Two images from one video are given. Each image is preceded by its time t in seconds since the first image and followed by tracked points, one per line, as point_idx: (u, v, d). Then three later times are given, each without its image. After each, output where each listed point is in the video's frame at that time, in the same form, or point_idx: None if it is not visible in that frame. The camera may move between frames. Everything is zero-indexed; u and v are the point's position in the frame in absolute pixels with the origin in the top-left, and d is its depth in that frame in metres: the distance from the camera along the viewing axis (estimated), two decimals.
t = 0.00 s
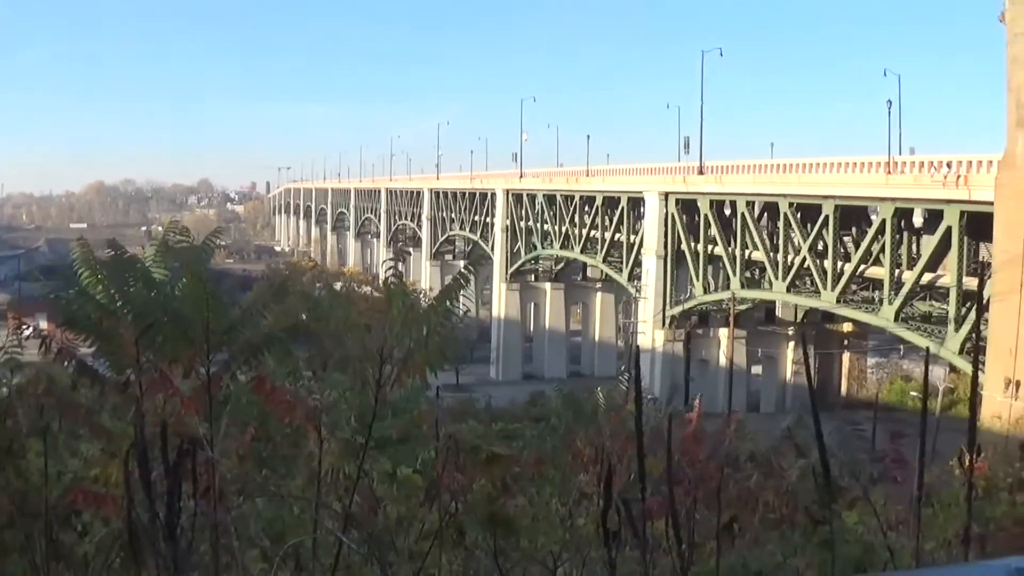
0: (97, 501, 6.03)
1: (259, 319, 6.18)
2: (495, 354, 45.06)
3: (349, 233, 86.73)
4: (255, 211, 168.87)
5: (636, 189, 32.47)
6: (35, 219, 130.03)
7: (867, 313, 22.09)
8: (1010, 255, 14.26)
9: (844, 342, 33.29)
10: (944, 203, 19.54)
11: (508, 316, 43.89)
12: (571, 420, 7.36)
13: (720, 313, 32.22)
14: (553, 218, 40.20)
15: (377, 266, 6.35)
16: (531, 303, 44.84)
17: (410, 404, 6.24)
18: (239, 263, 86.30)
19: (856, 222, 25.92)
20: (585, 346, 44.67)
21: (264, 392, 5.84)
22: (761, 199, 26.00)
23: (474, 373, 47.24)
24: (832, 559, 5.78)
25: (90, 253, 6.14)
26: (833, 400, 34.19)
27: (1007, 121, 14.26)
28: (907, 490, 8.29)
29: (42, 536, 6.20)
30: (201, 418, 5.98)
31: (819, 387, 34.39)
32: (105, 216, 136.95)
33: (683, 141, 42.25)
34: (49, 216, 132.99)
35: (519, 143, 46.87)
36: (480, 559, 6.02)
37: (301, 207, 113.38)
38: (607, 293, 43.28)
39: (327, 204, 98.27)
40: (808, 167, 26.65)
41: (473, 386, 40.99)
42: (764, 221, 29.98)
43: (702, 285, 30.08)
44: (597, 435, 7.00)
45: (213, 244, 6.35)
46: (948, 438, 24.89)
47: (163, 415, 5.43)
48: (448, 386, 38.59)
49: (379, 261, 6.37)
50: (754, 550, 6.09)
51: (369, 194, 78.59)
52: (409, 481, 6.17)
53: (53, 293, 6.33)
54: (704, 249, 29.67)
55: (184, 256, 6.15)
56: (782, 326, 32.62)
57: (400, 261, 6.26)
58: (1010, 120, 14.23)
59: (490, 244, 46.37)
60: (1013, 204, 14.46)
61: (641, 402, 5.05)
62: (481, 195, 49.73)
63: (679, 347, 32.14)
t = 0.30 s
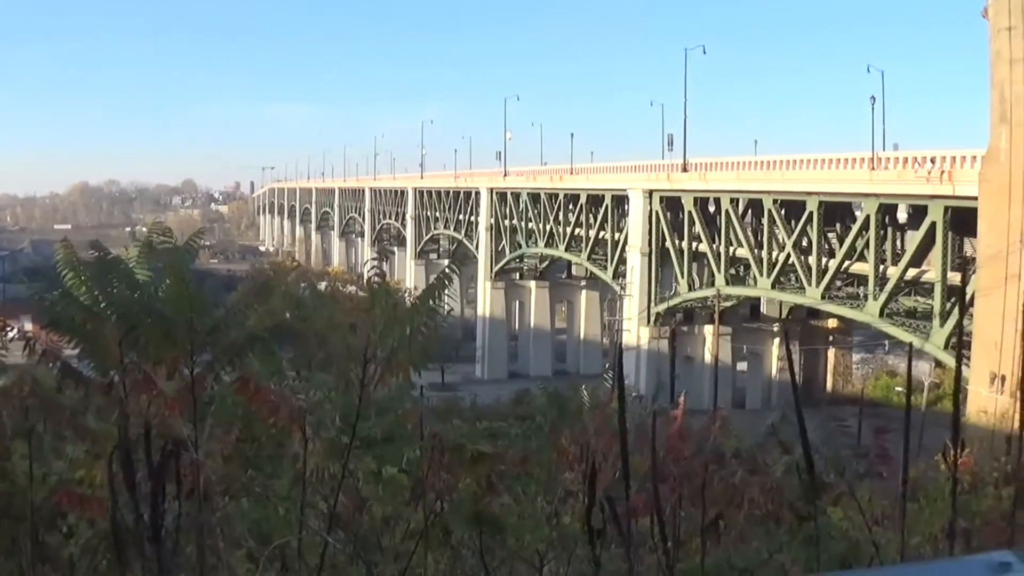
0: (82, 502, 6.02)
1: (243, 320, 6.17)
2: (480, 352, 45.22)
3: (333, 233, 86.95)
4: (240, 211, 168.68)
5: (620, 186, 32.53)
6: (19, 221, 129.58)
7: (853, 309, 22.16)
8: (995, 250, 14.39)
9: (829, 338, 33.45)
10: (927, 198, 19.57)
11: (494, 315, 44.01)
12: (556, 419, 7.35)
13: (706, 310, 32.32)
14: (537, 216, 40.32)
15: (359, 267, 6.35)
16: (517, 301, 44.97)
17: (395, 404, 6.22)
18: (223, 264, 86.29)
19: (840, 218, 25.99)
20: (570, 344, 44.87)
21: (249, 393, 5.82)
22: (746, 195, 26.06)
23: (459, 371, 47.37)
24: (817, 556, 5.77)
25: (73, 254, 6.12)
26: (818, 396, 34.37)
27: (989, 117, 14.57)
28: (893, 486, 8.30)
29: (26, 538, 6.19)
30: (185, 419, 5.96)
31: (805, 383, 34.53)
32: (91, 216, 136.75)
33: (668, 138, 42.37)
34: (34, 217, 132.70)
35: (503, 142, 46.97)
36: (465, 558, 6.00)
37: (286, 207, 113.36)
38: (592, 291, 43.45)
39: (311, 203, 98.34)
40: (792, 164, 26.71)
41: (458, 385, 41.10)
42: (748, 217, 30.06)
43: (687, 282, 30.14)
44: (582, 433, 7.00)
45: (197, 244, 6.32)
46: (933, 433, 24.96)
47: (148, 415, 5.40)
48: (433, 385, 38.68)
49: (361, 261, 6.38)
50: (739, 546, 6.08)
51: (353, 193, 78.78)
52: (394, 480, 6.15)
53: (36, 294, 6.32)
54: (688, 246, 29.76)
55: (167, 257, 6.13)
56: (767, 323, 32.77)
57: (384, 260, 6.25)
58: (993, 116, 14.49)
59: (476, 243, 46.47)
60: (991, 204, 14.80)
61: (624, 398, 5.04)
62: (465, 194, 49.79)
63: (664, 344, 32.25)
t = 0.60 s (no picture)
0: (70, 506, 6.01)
1: (231, 324, 6.16)
2: (469, 355, 45.36)
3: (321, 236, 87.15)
4: (229, 214, 168.77)
5: (608, 189, 32.64)
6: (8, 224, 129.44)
7: (841, 312, 22.15)
8: (984, 251, 15.65)
9: (818, 339, 33.62)
10: (915, 200, 19.64)
11: (483, 318, 44.16)
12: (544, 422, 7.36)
13: (694, 312, 32.45)
14: (526, 219, 40.47)
15: (347, 270, 6.37)
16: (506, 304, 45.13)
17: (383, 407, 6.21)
18: (212, 268, 86.36)
19: (828, 220, 26.11)
20: (559, 346, 45.08)
21: (237, 396, 5.80)
22: (734, 198, 26.17)
23: (447, 374, 47.52)
24: (805, 558, 5.79)
25: (60, 257, 6.11)
26: (807, 397, 34.56)
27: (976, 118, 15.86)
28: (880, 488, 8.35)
29: (16, 542, 6.18)
30: (173, 422, 5.97)
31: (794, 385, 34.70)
32: (80, 219, 136.70)
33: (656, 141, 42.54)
34: (23, 219, 132.57)
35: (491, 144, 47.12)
36: (455, 561, 6.01)
37: (275, 210, 113.43)
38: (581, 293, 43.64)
39: (300, 205, 98.52)
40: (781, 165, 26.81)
41: (447, 388, 41.23)
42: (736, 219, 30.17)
43: (675, 284, 30.24)
44: (570, 435, 7.01)
45: (185, 248, 6.32)
46: (921, 435, 25.04)
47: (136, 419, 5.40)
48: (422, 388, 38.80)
49: (349, 264, 6.40)
50: (728, 548, 6.08)
51: (342, 197, 78.97)
52: (382, 483, 6.15)
53: (24, 297, 6.32)
54: (677, 248, 29.88)
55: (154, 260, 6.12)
56: (756, 325, 32.92)
57: (372, 264, 6.23)
58: (982, 117, 15.79)
59: (464, 246, 46.60)
60: (979, 204, 15.97)
61: (611, 401, 5.07)
62: (454, 197, 49.93)
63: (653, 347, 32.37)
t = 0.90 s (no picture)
0: (58, 509, 6.01)
1: (218, 327, 6.15)
2: (459, 358, 45.67)
3: (311, 238, 87.66)
4: (219, 218, 169.24)
5: (598, 192, 32.80)
6: None
7: (831, 315, 22.21)
8: (974, 253, 16.53)
9: (808, 342, 33.89)
10: (905, 203, 19.73)
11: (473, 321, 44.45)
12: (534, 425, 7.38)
13: (684, 316, 32.67)
14: (516, 222, 40.75)
15: (335, 273, 6.38)
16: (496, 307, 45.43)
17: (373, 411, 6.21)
18: (202, 271, 86.63)
19: (818, 223, 26.27)
20: (549, 349, 45.46)
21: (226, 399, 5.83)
22: (724, 201, 26.34)
23: (438, 377, 47.86)
24: (793, 560, 5.78)
25: (49, 261, 6.10)
26: (797, 400, 34.81)
27: (966, 122, 16.60)
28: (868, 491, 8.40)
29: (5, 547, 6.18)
30: (162, 426, 5.96)
31: (784, 387, 34.96)
32: (72, 222, 136.99)
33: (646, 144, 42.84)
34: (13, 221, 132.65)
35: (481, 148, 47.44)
36: (444, 564, 6.01)
37: (265, 213, 113.77)
38: (571, 296, 43.98)
39: (291, 208, 98.95)
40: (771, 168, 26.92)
41: (437, 391, 41.52)
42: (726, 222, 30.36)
43: (665, 287, 30.37)
44: (560, 438, 7.04)
45: (174, 251, 6.31)
46: (909, 438, 25.24)
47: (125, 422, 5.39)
48: (413, 391, 39.04)
49: (338, 267, 6.41)
50: (716, 551, 6.08)
51: (332, 199, 79.37)
52: (372, 486, 6.14)
53: (15, 301, 6.32)
54: (667, 251, 30.07)
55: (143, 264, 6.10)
56: (746, 328, 33.13)
57: (362, 266, 6.23)
58: (971, 119, 16.51)
59: (454, 249, 46.94)
60: (970, 207, 16.75)
61: (600, 404, 5.08)
62: (444, 200, 50.22)
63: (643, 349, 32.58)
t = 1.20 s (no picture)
0: (44, 513, 5.98)
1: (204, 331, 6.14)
2: (447, 362, 46.09)
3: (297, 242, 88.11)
4: (205, 221, 169.30)
5: (586, 196, 33.03)
6: None
7: (818, 318, 22.37)
8: (962, 257, 16.64)
9: (796, 345, 34.23)
10: (892, 206, 19.81)
11: (460, 324, 44.85)
12: (520, 428, 7.38)
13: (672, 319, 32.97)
14: (503, 225, 41.16)
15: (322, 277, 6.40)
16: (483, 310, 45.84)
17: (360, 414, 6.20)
18: (188, 275, 86.94)
19: (806, 226, 26.42)
20: (537, 353, 45.94)
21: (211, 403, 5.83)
22: (711, 204, 26.55)
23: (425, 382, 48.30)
24: (780, 562, 5.78)
25: (35, 265, 6.09)
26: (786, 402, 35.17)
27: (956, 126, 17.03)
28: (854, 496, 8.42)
29: None
30: (149, 430, 5.94)
31: (773, 390, 35.28)
32: (56, 225, 137.45)
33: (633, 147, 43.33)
34: None
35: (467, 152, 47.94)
36: (432, 568, 6.01)
37: (251, 216, 114.05)
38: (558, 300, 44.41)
39: (277, 212, 99.41)
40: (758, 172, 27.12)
41: (425, 395, 41.87)
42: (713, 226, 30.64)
43: (653, 291, 30.55)
44: (546, 441, 7.04)
45: (160, 255, 6.30)
46: (898, 440, 25.50)
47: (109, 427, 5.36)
48: (401, 396, 39.33)
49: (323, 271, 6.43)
50: (703, 554, 6.08)
51: (318, 204, 79.76)
52: (359, 490, 6.12)
53: None
54: (654, 255, 30.32)
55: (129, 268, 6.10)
56: (734, 331, 33.44)
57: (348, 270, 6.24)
58: (959, 123, 16.97)
59: (441, 253, 47.35)
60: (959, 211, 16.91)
61: (584, 406, 5.09)
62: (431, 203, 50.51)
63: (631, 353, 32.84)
